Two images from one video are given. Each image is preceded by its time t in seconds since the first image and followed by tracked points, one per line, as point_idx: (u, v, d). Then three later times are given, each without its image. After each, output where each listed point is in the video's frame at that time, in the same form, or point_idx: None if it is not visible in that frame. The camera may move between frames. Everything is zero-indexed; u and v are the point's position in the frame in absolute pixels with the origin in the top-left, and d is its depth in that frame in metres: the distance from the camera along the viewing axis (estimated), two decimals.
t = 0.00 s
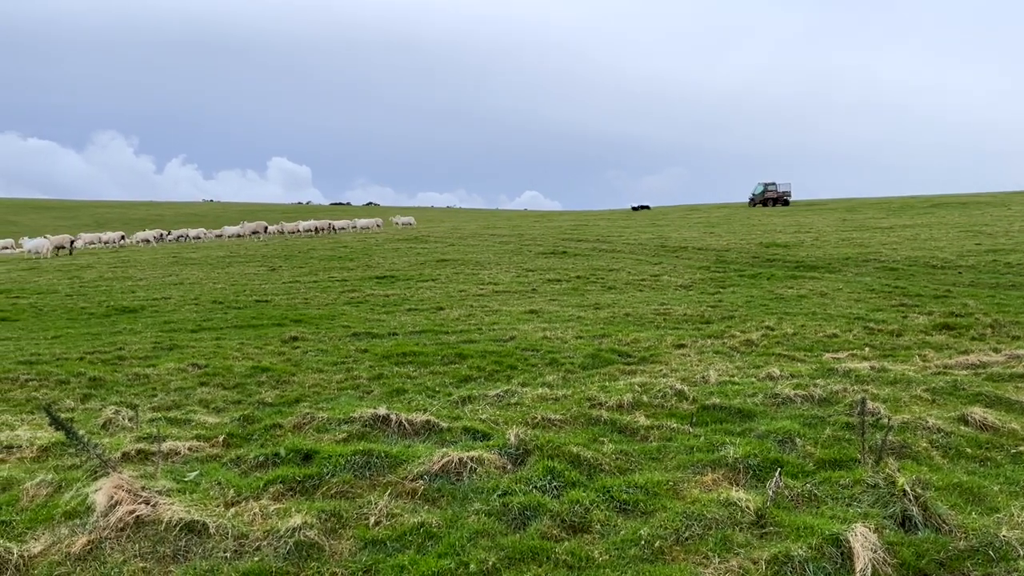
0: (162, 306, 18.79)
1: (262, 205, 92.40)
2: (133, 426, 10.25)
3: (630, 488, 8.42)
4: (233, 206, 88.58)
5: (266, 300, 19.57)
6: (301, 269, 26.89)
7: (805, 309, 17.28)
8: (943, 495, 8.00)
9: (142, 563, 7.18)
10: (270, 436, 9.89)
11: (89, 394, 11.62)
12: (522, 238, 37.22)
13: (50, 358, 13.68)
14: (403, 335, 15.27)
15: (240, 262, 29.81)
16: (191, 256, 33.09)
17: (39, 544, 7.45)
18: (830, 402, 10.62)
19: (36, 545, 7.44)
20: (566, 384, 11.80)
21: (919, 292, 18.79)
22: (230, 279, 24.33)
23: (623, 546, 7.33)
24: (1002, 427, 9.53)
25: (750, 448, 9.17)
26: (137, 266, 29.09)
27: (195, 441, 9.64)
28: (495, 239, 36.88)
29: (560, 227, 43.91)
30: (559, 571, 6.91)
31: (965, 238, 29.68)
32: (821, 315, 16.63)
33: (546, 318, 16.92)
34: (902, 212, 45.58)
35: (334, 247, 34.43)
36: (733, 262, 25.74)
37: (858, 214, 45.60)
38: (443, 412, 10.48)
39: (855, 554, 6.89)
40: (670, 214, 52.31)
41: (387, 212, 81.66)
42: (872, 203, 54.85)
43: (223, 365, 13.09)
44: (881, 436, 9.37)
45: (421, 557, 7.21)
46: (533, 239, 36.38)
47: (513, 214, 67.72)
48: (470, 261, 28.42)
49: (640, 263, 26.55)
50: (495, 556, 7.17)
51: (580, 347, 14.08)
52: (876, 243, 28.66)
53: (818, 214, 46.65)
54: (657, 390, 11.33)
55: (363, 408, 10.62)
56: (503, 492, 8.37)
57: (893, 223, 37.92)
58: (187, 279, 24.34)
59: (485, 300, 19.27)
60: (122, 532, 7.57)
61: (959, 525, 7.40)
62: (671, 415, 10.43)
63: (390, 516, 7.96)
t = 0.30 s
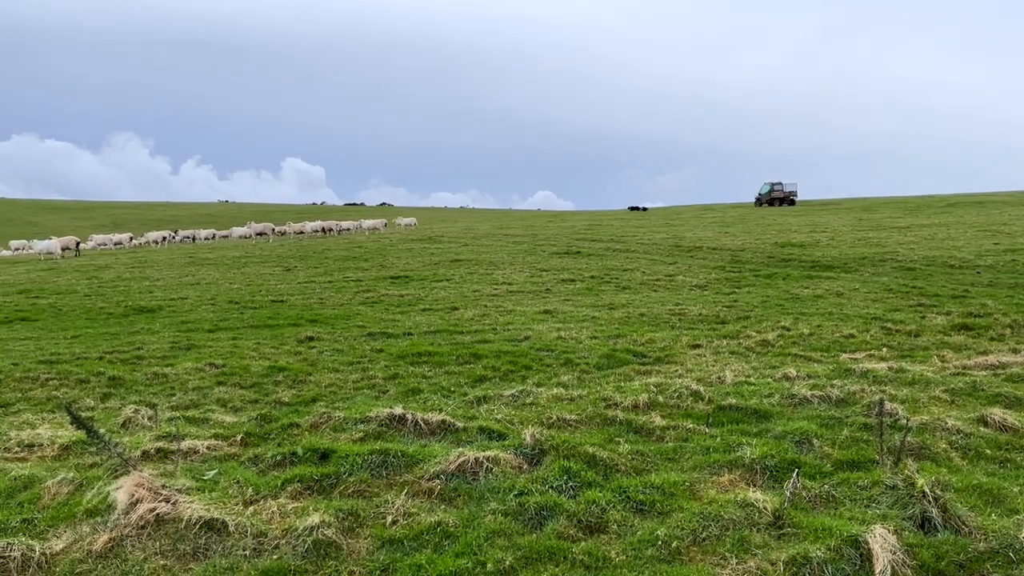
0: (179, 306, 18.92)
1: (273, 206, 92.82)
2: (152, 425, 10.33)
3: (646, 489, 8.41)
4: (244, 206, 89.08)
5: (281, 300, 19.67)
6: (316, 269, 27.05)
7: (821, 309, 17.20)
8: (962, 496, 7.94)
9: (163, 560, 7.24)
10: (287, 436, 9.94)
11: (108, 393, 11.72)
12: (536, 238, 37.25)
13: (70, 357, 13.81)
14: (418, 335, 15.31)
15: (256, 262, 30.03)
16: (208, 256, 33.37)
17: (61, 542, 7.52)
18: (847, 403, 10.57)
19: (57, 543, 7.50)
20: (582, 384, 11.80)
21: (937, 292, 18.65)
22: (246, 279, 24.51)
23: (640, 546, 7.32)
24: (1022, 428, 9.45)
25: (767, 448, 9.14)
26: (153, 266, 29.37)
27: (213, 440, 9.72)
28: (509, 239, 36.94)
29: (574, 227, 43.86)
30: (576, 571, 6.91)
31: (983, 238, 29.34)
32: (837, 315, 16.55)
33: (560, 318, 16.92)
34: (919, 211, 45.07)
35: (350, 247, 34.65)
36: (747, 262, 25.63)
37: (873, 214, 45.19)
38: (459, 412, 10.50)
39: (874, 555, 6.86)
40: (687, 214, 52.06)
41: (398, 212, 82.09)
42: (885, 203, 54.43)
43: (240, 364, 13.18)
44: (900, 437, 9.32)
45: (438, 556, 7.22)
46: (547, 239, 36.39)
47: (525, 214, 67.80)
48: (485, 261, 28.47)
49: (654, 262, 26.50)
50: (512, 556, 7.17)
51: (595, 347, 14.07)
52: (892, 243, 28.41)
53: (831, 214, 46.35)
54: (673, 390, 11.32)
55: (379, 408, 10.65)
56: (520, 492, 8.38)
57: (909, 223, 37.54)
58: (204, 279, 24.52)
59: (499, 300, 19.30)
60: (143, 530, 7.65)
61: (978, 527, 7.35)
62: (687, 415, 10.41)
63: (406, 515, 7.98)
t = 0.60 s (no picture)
0: (195, 306, 19.05)
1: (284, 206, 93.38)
2: (170, 424, 10.43)
3: (662, 489, 8.40)
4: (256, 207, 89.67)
5: (296, 300, 19.79)
6: (331, 269, 27.22)
7: (837, 309, 17.12)
8: (981, 498, 7.87)
9: (181, 558, 7.30)
10: (303, 435, 10.00)
11: (127, 392, 11.83)
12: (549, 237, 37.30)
13: (88, 356, 13.95)
14: (432, 335, 15.34)
15: (270, 262, 30.25)
16: (223, 256, 33.63)
17: (81, 539, 7.60)
18: (864, 404, 10.51)
19: (78, 540, 7.58)
20: (596, 384, 11.80)
21: (954, 292, 18.51)
22: (261, 279, 24.69)
23: (656, 546, 7.30)
24: None
25: (783, 449, 9.11)
26: (169, 266, 29.64)
27: (230, 438, 9.79)
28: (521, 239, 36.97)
29: (587, 227, 43.84)
30: (592, 572, 6.91)
31: (1001, 237, 29.02)
32: (854, 315, 16.46)
33: (574, 318, 16.93)
34: (936, 211, 44.61)
35: (364, 247, 34.85)
36: (762, 262, 25.51)
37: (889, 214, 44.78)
38: (474, 412, 10.52)
39: (892, 557, 6.81)
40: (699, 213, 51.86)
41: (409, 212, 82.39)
42: (898, 203, 54.03)
43: (256, 364, 13.26)
44: (918, 438, 9.26)
45: (455, 555, 7.24)
46: (561, 239, 36.44)
47: (537, 215, 67.91)
48: (498, 261, 28.54)
49: (668, 263, 26.44)
50: (528, 556, 7.18)
51: (609, 347, 14.08)
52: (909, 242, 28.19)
53: (845, 214, 46.03)
54: (688, 391, 11.30)
55: (394, 407, 10.69)
56: (535, 491, 8.39)
57: (926, 222, 37.18)
58: (219, 279, 24.69)
59: (513, 300, 19.33)
60: (162, 527, 7.72)
61: (998, 529, 7.29)
62: (703, 415, 10.39)
63: (422, 514, 8.00)
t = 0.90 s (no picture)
0: (211, 306, 19.17)
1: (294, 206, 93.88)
2: (186, 423, 10.50)
3: (677, 489, 8.37)
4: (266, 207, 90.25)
5: (310, 300, 19.88)
6: (345, 269, 27.36)
7: (853, 309, 17.04)
8: (1000, 500, 7.80)
9: (198, 556, 7.34)
10: (318, 434, 10.04)
11: (143, 391, 11.92)
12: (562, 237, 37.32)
13: (105, 355, 14.07)
14: (445, 335, 15.37)
15: (284, 262, 30.45)
16: (238, 256, 33.85)
17: (100, 537, 7.66)
18: (881, 404, 10.44)
19: (96, 538, 7.65)
20: (610, 384, 11.78)
21: (972, 292, 18.37)
22: (276, 279, 24.85)
23: (671, 547, 7.28)
24: None
25: (799, 450, 9.06)
26: (184, 266, 29.87)
27: (246, 437, 9.85)
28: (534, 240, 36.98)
29: (600, 227, 43.77)
30: (607, 572, 6.90)
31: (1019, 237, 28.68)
32: (870, 315, 16.36)
33: (587, 318, 16.91)
34: (952, 211, 44.18)
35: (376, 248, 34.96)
36: (776, 262, 25.38)
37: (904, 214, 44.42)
38: (488, 412, 10.53)
39: (910, 559, 6.76)
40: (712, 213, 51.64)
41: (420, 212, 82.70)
42: (910, 203, 53.62)
43: (271, 364, 13.33)
44: (936, 439, 9.18)
45: (470, 555, 7.24)
46: (573, 239, 36.42)
47: (548, 215, 67.99)
48: (511, 261, 28.58)
49: (682, 263, 26.37)
50: (543, 556, 7.17)
51: (623, 347, 14.06)
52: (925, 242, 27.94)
53: (859, 214, 45.70)
54: (702, 391, 11.26)
55: (408, 407, 10.72)
56: (550, 492, 8.38)
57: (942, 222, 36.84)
58: (234, 279, 24.84)
59: (526, 300, 19.34)
60: (179, 526, 7.78)
61: (1018, 531, 7.22)
62: (717, 416, 10.35)
63: (437, 514, 8.01)
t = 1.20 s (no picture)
0: (224, 306, 19.26)
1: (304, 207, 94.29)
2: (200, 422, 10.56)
3: (690, 490, 8.34)
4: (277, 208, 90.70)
5: (323, 300, 19.96)
6: (357, 269, 27.48)
7: (867, 309, 16.95)
8: (1018, 502, 7.72)
9: (213, 554, 7.38)
10: (331, 434, 10.07)
11: (158, 391, 11.99)
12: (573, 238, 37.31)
13: (121, 355, 14.17)
14: (457, 335, 15.38)
15: (297, 262, 30.63)
16: (252, 257, 34.03)
17: (116, 535, 7.71)
18: (896, 405, 10.36)
19: (112, 536, 7.70)
20: (623, 384, 11.76)
21: (988, 292, 18.22)
22: (288, 279, 24.98)
23: (685, 548, 7.25)
24: None
25: (813, 451, 9.00)
26: (197, 266, 30.07)
27: (260, 437, 9.89)
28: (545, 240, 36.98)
29: (612, 227, 43.69)
30: (621, 572, 6.88)
31: None
32: (885, 315, 16.26)
33: (600, 318, 16.89)
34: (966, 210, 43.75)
35: (387, 248, 35.07)
36: (790, 262, 25.25)
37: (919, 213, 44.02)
38: (500, 411, 10.53)
39: (927, 561, 6.71)
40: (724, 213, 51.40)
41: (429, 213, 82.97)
42: (922, 203, 53.19)
43: (284, 364, 13.39)
44: (952, 440, 9.11)
45: (483, 555, 7.24)
46: (585, 239, 36.40)
47: (557, 215, 68.01)
48: (523, 261, 28.60)
49: (694, 263, 26.29)
50: (557, 556, 7.16)
51: (635, 347, 14.03)
52: (940, 242, 27.70)
53: (874, 214, 45.24)
54: (715, 391, 11.22)
55: (421, 407, 10.74)
56: (563, 492, 8.37)
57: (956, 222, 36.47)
58: (247, 279, 24.97)
59: (538, 300, 19.34)
60: (194, 524, 7.83)
61: None
62: (731, 416, 10.32)
63: (450, 514, 8.02)
